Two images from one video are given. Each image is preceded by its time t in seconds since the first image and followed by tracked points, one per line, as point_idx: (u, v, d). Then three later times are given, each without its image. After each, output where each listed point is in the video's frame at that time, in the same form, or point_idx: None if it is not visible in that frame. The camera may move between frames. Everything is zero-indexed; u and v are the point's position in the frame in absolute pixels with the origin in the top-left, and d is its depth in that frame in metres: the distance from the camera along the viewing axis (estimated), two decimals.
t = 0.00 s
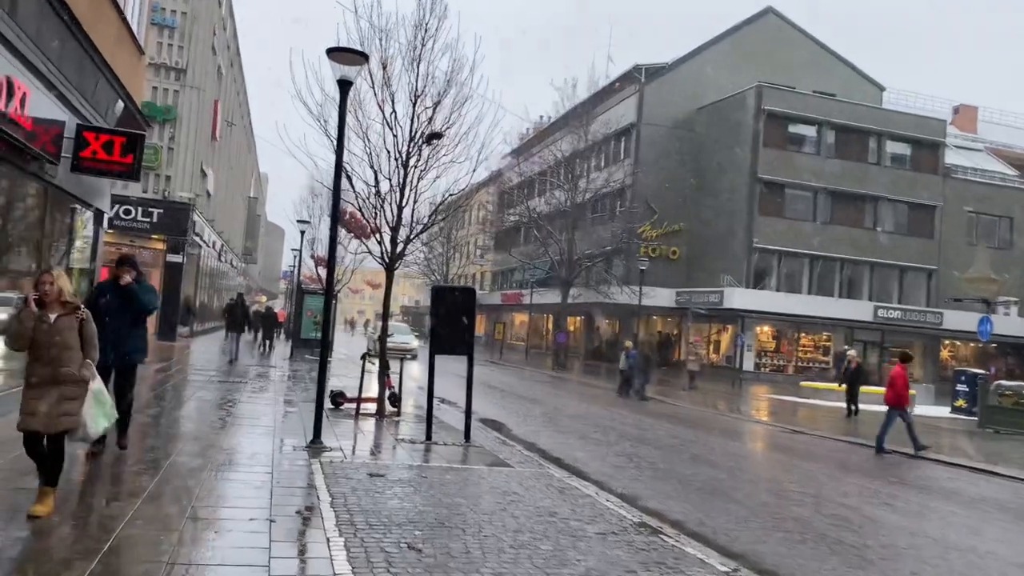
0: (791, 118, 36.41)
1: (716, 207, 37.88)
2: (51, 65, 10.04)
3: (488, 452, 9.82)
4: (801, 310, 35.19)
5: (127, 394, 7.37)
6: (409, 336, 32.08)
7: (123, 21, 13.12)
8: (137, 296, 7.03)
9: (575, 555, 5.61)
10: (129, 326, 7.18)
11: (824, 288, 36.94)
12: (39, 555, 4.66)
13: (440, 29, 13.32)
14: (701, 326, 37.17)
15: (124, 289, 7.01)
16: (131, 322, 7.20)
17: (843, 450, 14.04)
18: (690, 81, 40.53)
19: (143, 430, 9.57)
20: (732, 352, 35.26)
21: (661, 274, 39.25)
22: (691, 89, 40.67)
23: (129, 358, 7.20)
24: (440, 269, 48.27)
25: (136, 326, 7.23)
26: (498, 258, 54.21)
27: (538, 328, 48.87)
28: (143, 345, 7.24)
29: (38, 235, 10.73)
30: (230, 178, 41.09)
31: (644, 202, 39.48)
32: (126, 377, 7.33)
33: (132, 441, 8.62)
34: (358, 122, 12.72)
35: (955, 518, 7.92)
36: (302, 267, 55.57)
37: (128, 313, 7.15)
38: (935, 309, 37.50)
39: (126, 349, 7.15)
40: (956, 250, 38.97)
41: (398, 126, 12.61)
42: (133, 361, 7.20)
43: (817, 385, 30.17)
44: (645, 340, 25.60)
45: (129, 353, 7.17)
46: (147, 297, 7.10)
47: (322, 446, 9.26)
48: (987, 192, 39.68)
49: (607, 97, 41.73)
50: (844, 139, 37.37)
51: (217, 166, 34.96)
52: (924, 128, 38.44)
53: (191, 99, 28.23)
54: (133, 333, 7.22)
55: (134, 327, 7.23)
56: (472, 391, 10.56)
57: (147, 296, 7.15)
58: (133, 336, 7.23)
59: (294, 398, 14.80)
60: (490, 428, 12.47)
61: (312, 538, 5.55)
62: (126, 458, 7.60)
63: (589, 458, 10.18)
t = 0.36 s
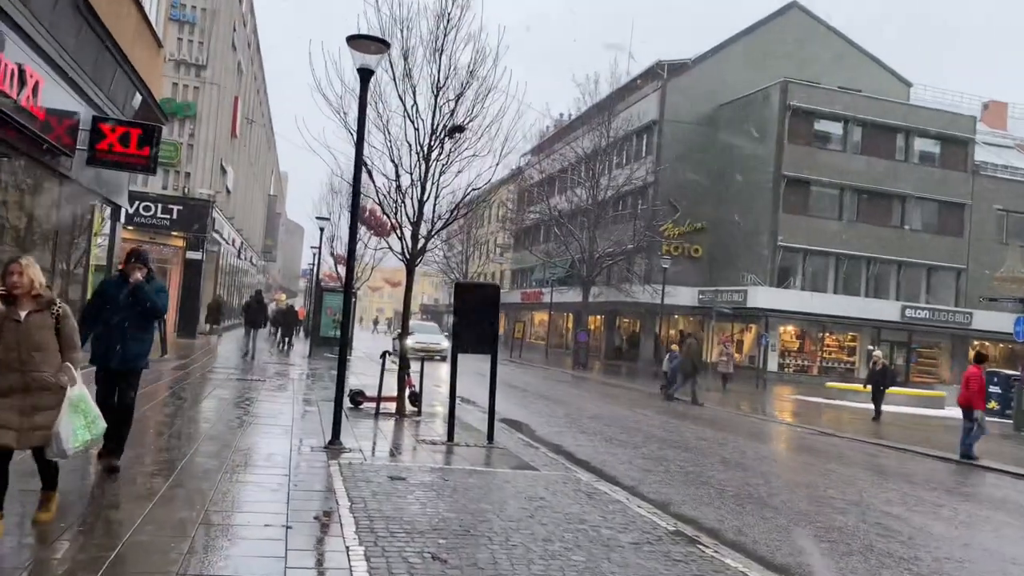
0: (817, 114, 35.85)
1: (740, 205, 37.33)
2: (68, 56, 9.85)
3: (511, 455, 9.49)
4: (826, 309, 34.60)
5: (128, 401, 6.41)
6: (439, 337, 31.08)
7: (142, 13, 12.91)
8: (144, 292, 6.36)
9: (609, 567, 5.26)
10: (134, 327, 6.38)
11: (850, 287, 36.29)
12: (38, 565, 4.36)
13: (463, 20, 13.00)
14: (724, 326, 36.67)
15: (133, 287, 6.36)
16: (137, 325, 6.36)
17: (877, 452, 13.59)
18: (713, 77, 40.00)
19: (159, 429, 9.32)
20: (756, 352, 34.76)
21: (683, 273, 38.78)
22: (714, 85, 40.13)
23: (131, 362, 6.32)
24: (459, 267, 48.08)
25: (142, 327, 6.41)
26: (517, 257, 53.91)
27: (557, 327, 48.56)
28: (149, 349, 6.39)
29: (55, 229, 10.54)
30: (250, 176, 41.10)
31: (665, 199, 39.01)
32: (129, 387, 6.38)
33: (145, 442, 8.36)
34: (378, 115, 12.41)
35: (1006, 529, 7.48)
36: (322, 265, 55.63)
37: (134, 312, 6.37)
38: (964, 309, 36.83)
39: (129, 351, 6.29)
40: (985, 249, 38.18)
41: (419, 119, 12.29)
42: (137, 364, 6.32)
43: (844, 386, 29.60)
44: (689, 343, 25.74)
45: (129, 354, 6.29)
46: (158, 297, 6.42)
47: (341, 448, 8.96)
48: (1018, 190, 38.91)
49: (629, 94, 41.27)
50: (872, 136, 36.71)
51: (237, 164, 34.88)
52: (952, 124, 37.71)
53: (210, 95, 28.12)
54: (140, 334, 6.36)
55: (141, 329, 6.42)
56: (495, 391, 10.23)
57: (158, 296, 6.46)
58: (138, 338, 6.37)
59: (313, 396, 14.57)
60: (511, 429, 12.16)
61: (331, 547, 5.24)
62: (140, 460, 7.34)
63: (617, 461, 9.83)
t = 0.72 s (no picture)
0: (835, 112, 35.33)
1: (757, 204, 36.81)
2: (73, 51, 9.56)
3: (531, 462, 9.11)
4: (845, 310, 34.06)
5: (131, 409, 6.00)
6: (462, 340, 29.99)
7: (151, 9, 12.62)
8: (142, 291, 5.69)
9: None
10: (134, 328, 5.76)
11: (869, 288, 35.71)
12: None
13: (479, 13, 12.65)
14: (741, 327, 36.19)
15: (131, 284, 5.70)
16: (138, 325, 5.77)
17: (907, 457, 13.14)
18: (729, 75, 39.53)
19: (167, 438, 9.00)
20: (773, 354, 34.21)
21: (699, 273, 38.32)
22: (731, 83, 39.65)
23: (135, 367, 5.77)
24: (472, 268, 47.79)
25: (144, 329, 5.83)
26: (530, 257, 53.49)
27: (571, 329, 48.18)
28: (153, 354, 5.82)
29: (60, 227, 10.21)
30: (262, 177, 40.94)
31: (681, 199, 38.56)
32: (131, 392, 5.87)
33: (151, 451, 8.03)
34: (392, 112, 12.08)
35: None
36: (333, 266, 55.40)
37: (134, 312, 5.75)
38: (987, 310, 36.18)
39: (131, 358, 5.72)
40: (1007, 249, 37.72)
41: (435, 115, 11.96)
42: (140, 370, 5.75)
43: (865, 389, 29.05)
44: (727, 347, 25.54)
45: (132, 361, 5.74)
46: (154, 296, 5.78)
47: (355, 456, 8.61)
48: None
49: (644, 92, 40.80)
50: (891, 134, 36.13)
51: (249, 164, 34.68)
52: (974, 122, 37.07)
53: (222, 95, 27.89)
54: (141, 336, 5.79)
55: (142, 331, 5.83)
56: (514, 397, 9.85)
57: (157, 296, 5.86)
58: (141, 342, 5.80)
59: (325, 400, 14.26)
60: (529, 435, 11.79)
61: (345, 568, 4.88)
62: (143, 470, 7.02)
63: (641, 470, 9.47)
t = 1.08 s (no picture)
0: (850, 110, 34.88)
1: (772, 204, 36.38)
2: (76, 46, 9.34)
3: (548, 468, 8.81)
4: (861, 310, 33.59)
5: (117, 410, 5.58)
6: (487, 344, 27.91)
7: (159, 4, 12.40)
8: (131, 298, 5.13)
9: None
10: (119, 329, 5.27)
11: (886, 288, 35.21)
12: None
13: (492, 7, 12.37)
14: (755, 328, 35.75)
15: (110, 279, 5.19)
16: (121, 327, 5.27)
17: (934, 463, 12.71)
18: (742, 74, 39.13)
19: (173, 442, 8.72)
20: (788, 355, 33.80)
21: (713, 274, 37.91)
22: (744, 83, 39.26)
23: (118, 374, 5.30)
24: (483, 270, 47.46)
25: (131, 332, 5.34)
26: (541, 259, 53.21)
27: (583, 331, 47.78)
28: (141, 359, 5.38)
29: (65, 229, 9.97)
30: (272, 179, 40.83)
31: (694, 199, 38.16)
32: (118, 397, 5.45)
33: (155, 458, 7.75)
34: (403, 108, 11.79)
35: None
36: (345, 268, 55.27)
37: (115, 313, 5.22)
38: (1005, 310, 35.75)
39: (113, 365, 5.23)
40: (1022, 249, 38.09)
41: (447, 112, 11.67)
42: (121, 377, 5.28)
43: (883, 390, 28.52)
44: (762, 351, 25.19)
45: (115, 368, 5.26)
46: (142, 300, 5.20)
47: (366, 461, 8.34)
48: None
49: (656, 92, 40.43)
50: (908, 133, 35.64)
51: (260, 165, 34.47)
52: (992, 120, 36.54)
53: (232, 95, 27.70)
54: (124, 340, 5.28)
55: (125, 332, 5.32)
56: (528, 400, 9.55)
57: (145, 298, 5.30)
58: (128, 346, 5.34)
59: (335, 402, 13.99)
60: (545, 439, 11.45)
61: None
62: (145, 479, 6.75)
63: (661, 476, 9.13)
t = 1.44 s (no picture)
0: (864, 109, 34.40)
1: (784, 205, 35.91)
2: (74, 41, 9.03)
3: (563, 479, 8.44)
4: (875, 312, 33.10)
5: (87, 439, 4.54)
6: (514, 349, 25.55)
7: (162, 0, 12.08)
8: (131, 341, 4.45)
9: None
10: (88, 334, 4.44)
11: (901, 290, 34.71)
12: None
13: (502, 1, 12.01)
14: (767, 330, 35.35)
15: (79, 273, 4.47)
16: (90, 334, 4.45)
17: (961, 469, 12.31)
18: (753, 73, 38.68)
19: (174, 453, 8.38)
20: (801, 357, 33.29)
21: (724, 275, 37.49)
22: (755, 82, 38.80)
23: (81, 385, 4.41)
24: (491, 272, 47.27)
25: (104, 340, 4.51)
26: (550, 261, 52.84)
27: (591, 333, 47.38)
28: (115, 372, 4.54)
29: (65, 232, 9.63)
30: (280, 181, 40.61)
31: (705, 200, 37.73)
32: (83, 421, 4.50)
33: (153, 471, 7.39)
34: (410, 105, 11.40)
35: None
36: (352, 271, 55.00)
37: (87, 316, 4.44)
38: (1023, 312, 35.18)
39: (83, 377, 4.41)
40: None
41: (456, 109, 11.29)
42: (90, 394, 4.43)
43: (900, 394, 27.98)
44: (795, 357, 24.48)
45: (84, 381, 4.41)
46: (144, 336, 4.56)
47: (372, 472, 7.96)
48: None
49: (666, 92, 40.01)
50: (923, 131, 35.13)
51: (267, 167, 34.22)
52: (1008, 119, 36.03)
53: (238, 96, 27.45)
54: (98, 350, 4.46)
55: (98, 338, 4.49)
56: (542, 406, 9.17)
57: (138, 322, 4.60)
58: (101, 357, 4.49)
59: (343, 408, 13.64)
60: (558, 447, 11.09)
61: None
62: (139, 494, 6.39)
63: (682, 487, 8.77)
